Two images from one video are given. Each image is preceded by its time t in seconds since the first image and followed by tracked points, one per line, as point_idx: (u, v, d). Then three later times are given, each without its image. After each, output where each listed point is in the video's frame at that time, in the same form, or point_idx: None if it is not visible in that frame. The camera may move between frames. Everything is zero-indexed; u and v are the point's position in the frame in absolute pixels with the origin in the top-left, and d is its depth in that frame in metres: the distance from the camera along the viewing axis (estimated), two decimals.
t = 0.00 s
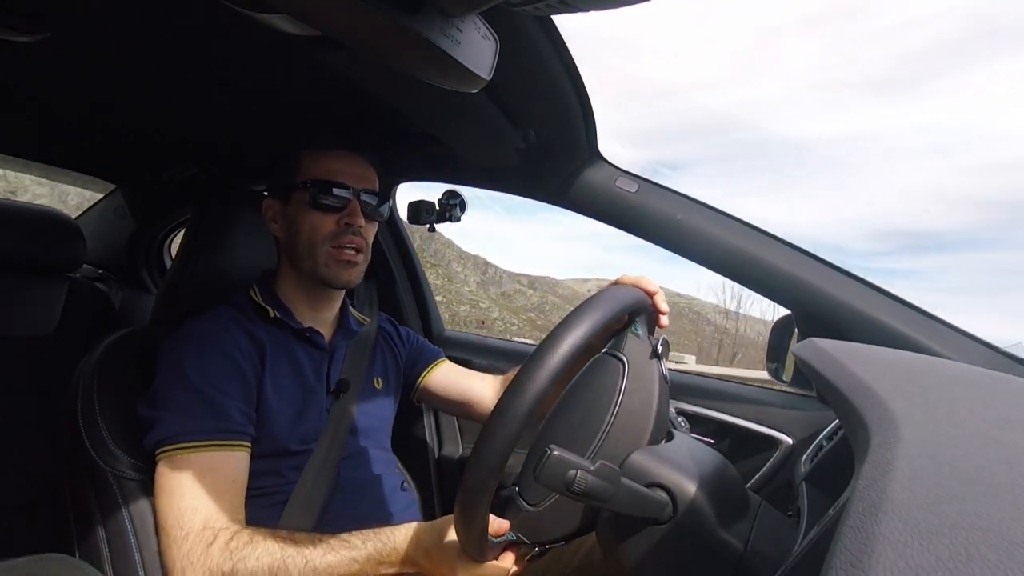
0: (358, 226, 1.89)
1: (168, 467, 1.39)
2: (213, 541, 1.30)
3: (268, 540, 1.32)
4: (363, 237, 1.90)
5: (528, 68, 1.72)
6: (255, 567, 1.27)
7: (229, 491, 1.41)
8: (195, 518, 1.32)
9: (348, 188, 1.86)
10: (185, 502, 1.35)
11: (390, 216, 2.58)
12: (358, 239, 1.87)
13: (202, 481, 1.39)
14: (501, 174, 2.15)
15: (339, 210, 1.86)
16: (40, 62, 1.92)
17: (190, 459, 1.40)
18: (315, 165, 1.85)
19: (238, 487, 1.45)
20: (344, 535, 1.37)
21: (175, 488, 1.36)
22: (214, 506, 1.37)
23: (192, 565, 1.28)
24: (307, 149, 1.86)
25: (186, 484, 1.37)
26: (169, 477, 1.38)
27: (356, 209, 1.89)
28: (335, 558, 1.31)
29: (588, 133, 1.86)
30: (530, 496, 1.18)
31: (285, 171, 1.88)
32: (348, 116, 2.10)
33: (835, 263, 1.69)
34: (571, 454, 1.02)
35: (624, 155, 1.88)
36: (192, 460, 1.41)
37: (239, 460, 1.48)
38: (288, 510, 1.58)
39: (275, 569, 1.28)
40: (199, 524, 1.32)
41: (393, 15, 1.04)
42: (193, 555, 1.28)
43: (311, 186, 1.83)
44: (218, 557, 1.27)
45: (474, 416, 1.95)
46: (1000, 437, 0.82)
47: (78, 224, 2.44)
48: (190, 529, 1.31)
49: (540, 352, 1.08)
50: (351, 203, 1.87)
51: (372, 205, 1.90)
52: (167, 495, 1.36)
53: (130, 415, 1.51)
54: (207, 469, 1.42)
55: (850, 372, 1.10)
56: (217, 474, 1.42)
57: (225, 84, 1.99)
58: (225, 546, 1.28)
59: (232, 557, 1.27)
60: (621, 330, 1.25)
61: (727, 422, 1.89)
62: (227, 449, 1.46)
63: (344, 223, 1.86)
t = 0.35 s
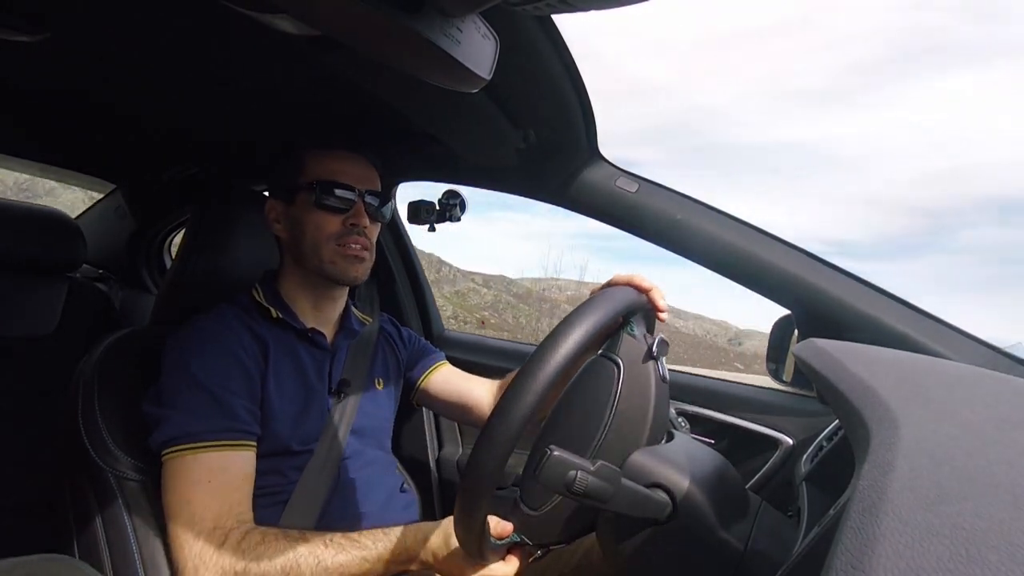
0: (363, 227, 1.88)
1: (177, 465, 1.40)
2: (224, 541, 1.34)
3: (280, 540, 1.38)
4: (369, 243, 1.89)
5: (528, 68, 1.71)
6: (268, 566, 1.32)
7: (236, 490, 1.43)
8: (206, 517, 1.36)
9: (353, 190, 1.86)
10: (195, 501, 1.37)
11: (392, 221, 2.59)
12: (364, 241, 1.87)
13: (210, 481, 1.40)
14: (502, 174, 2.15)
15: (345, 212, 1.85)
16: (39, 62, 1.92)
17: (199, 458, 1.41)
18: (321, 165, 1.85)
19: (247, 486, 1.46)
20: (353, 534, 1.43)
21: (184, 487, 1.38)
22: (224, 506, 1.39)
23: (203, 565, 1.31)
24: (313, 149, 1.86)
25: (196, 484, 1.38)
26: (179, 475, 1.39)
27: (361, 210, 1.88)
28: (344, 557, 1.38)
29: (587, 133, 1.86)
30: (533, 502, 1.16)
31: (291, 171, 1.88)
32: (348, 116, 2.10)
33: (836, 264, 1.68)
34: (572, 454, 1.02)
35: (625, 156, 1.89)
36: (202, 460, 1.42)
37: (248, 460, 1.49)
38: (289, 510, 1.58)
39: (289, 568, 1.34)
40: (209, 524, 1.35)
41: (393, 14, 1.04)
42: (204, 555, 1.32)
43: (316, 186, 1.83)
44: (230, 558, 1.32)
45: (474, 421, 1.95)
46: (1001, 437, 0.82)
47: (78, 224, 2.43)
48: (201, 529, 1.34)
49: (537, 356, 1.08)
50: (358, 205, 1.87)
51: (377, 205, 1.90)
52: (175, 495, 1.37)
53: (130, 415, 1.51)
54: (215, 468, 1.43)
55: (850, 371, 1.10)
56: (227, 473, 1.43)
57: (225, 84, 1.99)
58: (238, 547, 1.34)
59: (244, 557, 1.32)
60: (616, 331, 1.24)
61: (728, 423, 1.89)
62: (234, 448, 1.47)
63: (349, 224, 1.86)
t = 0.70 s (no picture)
0: (363, 230, 1.88)
1: (184, 467, 1.41)
2: (237, 538, 1.36)
3: (293, 538, 1.39)
4: (367, 244, 1.89)
5: (528, 69, 1.71)
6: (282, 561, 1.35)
7: (247, 488, 1.43)
8: (217, 515, 1.37)
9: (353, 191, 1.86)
10: (206, 501, 1.38)
11: (392, 221, 2.60)
12: (363, 243, 1.87)
13: (219, 481, 1.41)
14: (502, 175, 2.16)
15: (344, 213, 1.86)
16: (39, 62, 1.91)
17: (205, 457, 1.42)
18: (321, 167, 1.86)
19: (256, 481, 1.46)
20: (364, 531, 1.44)
21: (192, 487, 1.39)
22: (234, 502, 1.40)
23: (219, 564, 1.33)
24: (313, 150, 1.87)
25: (208, 484, 1.40)
26: (187, 477, 1.40)
27: (361, 211, 1.88)
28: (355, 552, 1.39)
29: (587, 134, 1.86)
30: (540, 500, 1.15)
31: (292, 172, 1.88)
32: (347, 116, 2.10)
33: (836, 264, 1.68)
34: (572, 454, 1.03)
35: (624, 155, 1.89)
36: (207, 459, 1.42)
37: (255, 457, 1.49)
38: (290, 510, 1.58)
39: (302, 565, 1.36)
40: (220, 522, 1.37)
41: (393, 15, 1.04)
42: (218, 551, 1.34)
43: (316, 187, 1.83)
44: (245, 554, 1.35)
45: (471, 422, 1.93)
46: (1000, 437, 0.82)
47: (77, 224, 2.43)
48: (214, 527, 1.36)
49: (538, 356, 1.08)
50: (358, 207, 1.88)
51: (377, 207, 1.90)
52: (186, 494, 1.39)
53: (131, 415, 1.51)
54: (223, 467, 1.43)
55: (850, 372, 1.10)
56: (233, 471, 1.44)
57: (224, 84, 1.99)
58: (251, 544, 1.35)
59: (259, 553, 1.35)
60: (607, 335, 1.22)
61: (728, 423, 1.89)
62: (240, 445, 1.47)
63: (348, 225, 1.86)
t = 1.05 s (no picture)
0: (354, 224, 1.89)
1: (187, 468, 1.41)
2: (243, 539, 1.36)
3: (299, 537, 1.38)
4: (359, 236, 1.90)
5: (528, 70, 1.71)
6: (288, 560, 1.34)
7: (249, 490, 1.44)
8: (221, 516, 1.37)
9: (342, 187, 1.86)
10: (209, 502, 1.39)
11: (387, 215, 2.60)
12: (353, 237, 1.88)
13: (222, 482, 1.41)
14: (502, 175, 2.16)
15: (335, 209, 1.86)
16: (39, 63, 1.91)
17: (208, 459, 1.43)
18: (306, 166, 1.86)
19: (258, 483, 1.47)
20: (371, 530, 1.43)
21: (196, 489, 1.40)
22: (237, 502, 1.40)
23: (225, 564, 1.34)
24: (298, 150, 1.87)
25: (210, 485, 1.40)
26: (190, 478, 1.41)
27: (350, 206, 1.89)
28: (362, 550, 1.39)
29: (587, 135, 1.86)
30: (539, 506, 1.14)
31: (280, 172, 1.88)
32: (347, 117, 2.10)
33: (834, 264, 1.68)
34: (573, 455, 1.03)
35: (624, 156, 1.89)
36: (210, 461, 1.43)
37: (258, 458, 1.49)
38: (290, 510, 1.58)
39: (307, 565, 1.35)
40: (222, 523, 1.37)
41: (392, 16, 1.04)
42: (223, 551, 1.34)
43: (305, 186, 1.83)
44: (252, 554, 1.35)
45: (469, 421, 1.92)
46: (1001, 438, 0.82)
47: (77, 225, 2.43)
48: (217, 527, 1.36)
49: (540, 356, 1.08)
50: (346, 201, 1.88)
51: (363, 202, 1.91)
52: (189, 496, 1.39)
53: (130, 417, 1.50)
54: (226, 469, 1.43)
55: (849, 372, 1.10)
56: (236, 472, 1.44)
57: (224, 85, 1.99)
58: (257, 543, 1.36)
59: (265, 553, 1.35)
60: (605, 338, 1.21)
61: (728, 424, 1.89)
62: (242, 447, 1.47)
63: (339, 220, 1.86)
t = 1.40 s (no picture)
0: (355, 225, 1.90)
1: (184, 471, 1.41)
2: (234, 543, 1.35)
3: (288, 542, 1.37)
4: (360, 237, 1.91)
5: (528, 70, 1.71)
6: (278, 566, 1.33)
7: (246, 492, 1.43)
8: (213, 520, 1.37)
9: (343, 188, 1.87)
10: (205, 505, 1.39)
11: (387, 215, 2.60)
12: (355, 238, 1.88)
13: (215, 485, 1.41)
14: (501, 176, 2.16)
15: (336, 210, 1.87)
16: (40, 63, 1.91)
17: (205, 462, 1.43)
18: (306, 166, 1.87)
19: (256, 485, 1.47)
20: (361, 533, 1.42)
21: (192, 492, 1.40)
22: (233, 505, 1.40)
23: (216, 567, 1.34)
24: (298, 151, 1.88)
25: (204, 489, 1.40)
26: (187, 481, 1.41)
27: (351, 207, 1.89)
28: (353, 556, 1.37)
29: (587, 135, 1.86)
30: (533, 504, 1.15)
31: (280, 174, 1.88)
32: (348, 117, 2.10)
33: (836, 264, 1.68)
34: (573, 456, 1.02)
35: (623, 156, 1.90)
36: (207, 463, 1.43)
37: (255, 461, 1.49)
38: (290, 509, 1.57)
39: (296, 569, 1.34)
40: (215, 527, 1.37)
41: (392, 16, 1.04)
42: (215, 555, 1.35)
43: (305, 187, 1.84)
44: (242, 558, 1.34)
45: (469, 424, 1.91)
46: (1001, 438, 0.82)
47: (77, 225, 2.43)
48: (209, 531, 1.37)
49: (540, 356, 1.08)
50: (347, 202, 1.89)
51: (365, 203, 1.92)
52: (185, 500, 1.39)
53: (130, 417, 1.50)
54: (221, 472, 1.43)
55: (850, 373, 1.10)
56: (232, 475, 1.43)
57: (224, 85, 1.99)
58: (247, 548, 1.34)
59: (255, 557, 1.34)
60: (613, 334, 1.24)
61: (729, 424, 1.88)
62: (240, 450, 1.47)
63: (340, 221, 1.87)
